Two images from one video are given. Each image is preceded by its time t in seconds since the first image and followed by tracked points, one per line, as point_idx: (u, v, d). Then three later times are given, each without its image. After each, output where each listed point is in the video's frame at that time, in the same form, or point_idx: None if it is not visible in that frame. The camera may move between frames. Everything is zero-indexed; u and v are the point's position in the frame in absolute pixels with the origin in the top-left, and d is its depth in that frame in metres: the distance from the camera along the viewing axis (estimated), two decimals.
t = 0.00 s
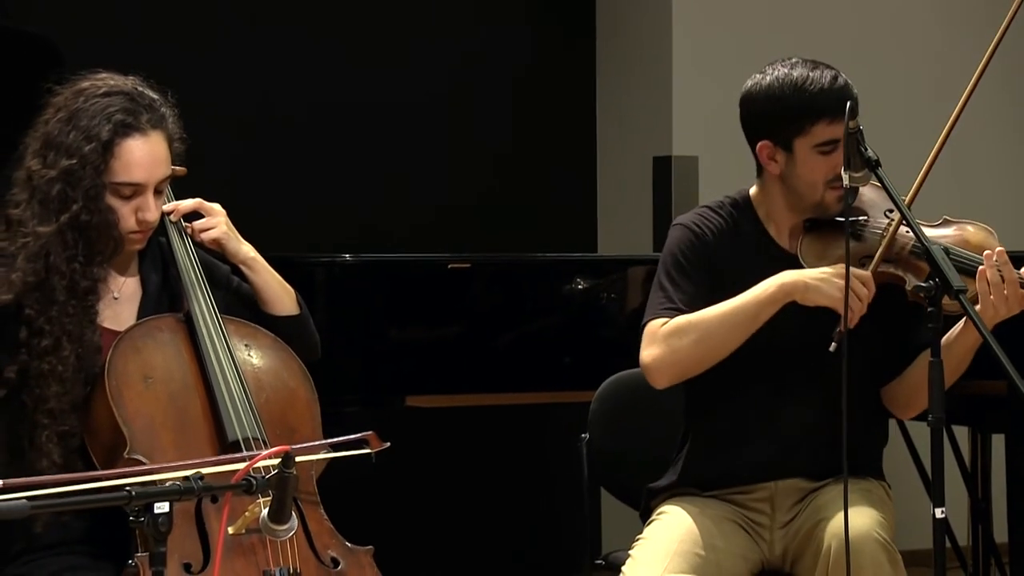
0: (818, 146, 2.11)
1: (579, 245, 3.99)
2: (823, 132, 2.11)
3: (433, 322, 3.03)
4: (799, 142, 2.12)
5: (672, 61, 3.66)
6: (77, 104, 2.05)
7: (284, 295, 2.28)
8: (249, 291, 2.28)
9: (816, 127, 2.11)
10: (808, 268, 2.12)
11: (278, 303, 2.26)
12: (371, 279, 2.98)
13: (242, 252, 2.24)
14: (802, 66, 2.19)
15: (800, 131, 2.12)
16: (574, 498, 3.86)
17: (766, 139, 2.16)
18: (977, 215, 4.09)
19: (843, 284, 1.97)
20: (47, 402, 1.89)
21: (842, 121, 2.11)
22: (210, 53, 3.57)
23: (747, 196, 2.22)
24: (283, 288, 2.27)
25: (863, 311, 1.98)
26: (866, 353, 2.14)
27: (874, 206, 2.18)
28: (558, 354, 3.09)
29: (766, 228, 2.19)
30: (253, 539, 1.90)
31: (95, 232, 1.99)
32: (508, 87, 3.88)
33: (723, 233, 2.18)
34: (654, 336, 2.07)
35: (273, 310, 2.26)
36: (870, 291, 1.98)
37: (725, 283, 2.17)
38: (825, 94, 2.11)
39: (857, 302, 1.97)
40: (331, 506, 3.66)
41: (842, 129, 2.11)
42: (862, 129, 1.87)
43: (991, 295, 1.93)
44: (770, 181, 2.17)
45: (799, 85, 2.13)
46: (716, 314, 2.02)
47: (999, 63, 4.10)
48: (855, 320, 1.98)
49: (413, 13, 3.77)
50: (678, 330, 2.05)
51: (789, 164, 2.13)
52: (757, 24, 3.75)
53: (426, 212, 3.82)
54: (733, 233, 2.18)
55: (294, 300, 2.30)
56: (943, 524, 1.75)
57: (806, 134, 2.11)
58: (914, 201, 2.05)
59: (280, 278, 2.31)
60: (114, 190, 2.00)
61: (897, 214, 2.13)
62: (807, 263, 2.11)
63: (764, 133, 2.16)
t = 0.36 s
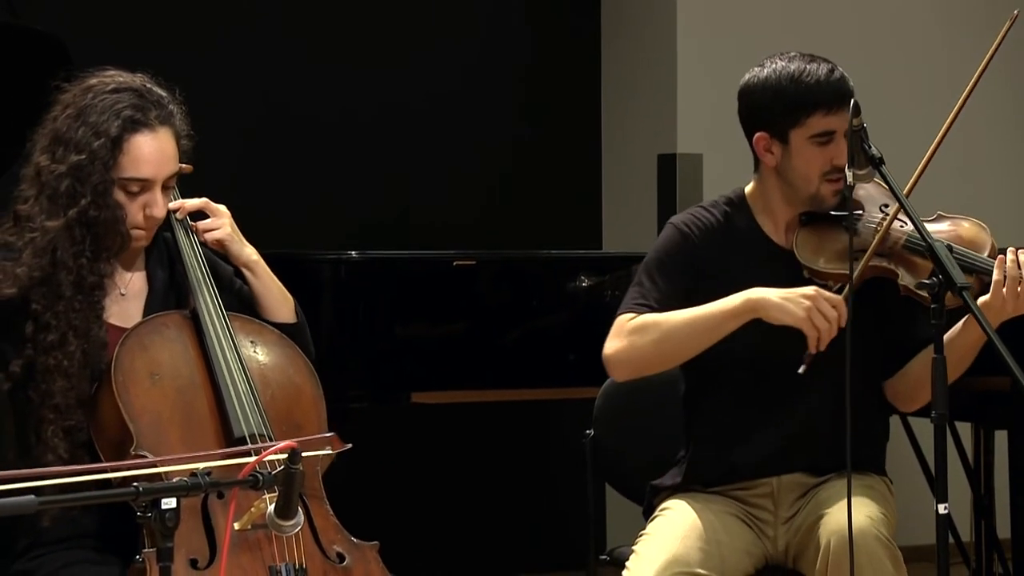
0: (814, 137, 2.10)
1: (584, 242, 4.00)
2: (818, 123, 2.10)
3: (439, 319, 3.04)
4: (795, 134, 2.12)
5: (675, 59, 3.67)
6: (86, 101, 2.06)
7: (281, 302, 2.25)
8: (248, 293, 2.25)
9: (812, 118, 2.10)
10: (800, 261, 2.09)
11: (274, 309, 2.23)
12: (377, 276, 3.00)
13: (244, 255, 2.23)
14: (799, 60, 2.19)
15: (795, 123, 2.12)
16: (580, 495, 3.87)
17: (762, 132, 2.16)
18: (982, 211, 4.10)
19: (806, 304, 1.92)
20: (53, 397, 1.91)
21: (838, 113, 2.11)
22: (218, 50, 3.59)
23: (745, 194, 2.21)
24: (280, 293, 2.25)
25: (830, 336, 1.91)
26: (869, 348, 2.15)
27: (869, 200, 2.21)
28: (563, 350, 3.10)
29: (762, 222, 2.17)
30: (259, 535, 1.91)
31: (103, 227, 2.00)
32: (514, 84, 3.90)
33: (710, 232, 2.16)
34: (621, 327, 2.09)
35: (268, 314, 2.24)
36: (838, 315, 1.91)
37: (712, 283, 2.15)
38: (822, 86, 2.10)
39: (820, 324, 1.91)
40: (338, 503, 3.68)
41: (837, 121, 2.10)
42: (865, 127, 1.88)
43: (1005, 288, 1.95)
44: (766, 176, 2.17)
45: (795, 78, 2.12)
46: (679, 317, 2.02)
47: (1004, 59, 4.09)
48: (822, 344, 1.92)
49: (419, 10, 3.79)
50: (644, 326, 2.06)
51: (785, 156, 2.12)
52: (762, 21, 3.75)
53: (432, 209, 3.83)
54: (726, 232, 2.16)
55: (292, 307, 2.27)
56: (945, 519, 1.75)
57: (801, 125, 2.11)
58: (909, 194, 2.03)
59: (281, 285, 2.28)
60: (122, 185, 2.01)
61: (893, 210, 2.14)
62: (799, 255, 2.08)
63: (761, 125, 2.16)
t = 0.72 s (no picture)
0: (790, 131, 2.13)
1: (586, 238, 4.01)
2: (794, 117, 2.13)
3: (441, 315, 3.06)
4: (772, 129, 2.15)
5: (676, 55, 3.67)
6: (87, 96, 2.07)
7: (278, 299, 2.25)
8: (248, 292, 2.25)
9: (788, 112, 2.14)
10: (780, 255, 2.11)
11: (272, 307, 2.23)
12: (379, 273, 3.01)
13: (246, 252, 2.23)
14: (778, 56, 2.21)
15: (772, 117, 2.15)
16: (582, 490, 3.89)
17: (740, 126, 2.19)
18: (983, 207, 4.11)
19: (753, 322, 1.91)
20: (56, 392, 1.92)
21: (813, 108, 2.13)
22: (221, 47, 3.60)
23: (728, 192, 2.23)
24: (279, 292, 2.25)
25: (780, 356, 1.90)
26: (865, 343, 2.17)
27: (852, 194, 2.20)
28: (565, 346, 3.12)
29: (743, 217, 2.19)
30: (261, 530, 1.92)
31: (105, 221, 2.01)
32: (516, 79, 3.91)
33: (689, 232, 2.19)
34: (584, 323, 2.16)
35: (266, 312, 2.23)
36: (787, 333, 1.89)
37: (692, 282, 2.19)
38: (797, 80, 2.13)
39: (768, 341, 1.89)
40: (342, 498, 3.70)
41: (813, 115, 2.13)
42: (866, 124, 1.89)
43: (982, 279, 1.95)
44: (745, 171, 2.20)
45: (771, 72, 2.16)
46: (636, 322, 2.08)
47: (1006, 54, 4.09)
48: (773, 362, 1.90)
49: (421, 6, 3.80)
50: (604, 325, 2.12)
51: (763, 150, 2.15)
52: (763, 17, 3.77)
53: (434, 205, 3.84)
54: (706, 232, 2.18)
55: (289, 307, 2.27)
56: (945, 514, 1.76)
57: (778, 120, 2.14)
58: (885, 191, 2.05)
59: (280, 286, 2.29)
60: (124, 180, 2.02)
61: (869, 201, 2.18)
62: (779, 248, 2.11)
63: (739, 120, 2.20)
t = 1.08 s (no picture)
0: (762, 128, 2.19)
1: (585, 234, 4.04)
2: (765, 114, 2.19)
3: (441, 310, 3.07)
4: (745, 126, 2.21)
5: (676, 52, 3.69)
6: (94, 93, 2.09)
7: (284, 294, 2.26)
8: (252, 287, 2.27)
9: (759, 110, 2.20)
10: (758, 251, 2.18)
11: (276, 302, 2.24)
12: (378, 269, 3.02)
13: (250, 245, 2.24)
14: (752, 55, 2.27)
15: (744, 115, 2.21)
16: (580, 484, 3.92)
17: (715, 125, 2.26)
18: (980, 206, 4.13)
19: (700, 344, 1.96)
20: (61, 386, 1.94)
21: (784, 104, 2.19)
22: (222, 45, 3.60)
23: (709, 191, 2.29)
24: (285, 288, 2.26)
25: (730, 377, 1.94)
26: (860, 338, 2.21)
27: (826, 189, 2.28)
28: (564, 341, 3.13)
29: (723, 215, 2.25)
30: (263, 524, 1.93)
31: (110, 218, 2.03)
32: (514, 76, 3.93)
33: (665, 230, 2.25)
34: (553, 321, 2.26)
35: (271, 306, 2.25)
36: (735, 353, 1.94)
37: (668, 282, 2.25)
38: (767, 77, 2.19)
39: (716, 360, 1.94)
40: (342, 494, 3.71)
41: (784, 111, 2.19)
42: (863, 121, 1.90)
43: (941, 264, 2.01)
44: (722, 169, 2.26)
45: (742, 71, 2.22)
46: (600, 331, 2.17)
47: (1000, 51, 4.13)
48: (722, 383, 1.94)
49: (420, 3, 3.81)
50: (572, 327, 2.22)
51: (736, 148, 2.21)
52: (760, 14, 3.79)
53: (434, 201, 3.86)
54: (684, 231, 2.25)
55: (295, 303, 2.28)
56: (941, 509, 1.78)
57: (750, 118, 2.21)
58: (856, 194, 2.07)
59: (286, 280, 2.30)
60: (130, 176, 2.04)
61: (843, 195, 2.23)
62: (756, 244, 2.17)
63: (713, 119, 2.27)
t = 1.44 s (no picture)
0: (743, 130, 2.21)
1: (584, 232, 4.06)
2: (746, 117, 2.21)
3: (442, 308, 3.09)
4: (727, 129, 2.23)
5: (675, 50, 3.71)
6: (111, 90, 2.10)
7: (289, 292, 2.28)
8: (258, 286, 2.28)
9: (740, 112, 2.22)
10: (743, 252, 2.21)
11: (282, 300, 2.27)
12: (379, 267, 3.04)
13: (257, 243, 2.25)
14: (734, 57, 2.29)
15: (726, 118, 2.23)
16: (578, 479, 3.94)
17: (698, 127, 2.28)
18: (976, 205, 4.15)
19: (661, 375, 1.97)
20: (71, 380, 1.95)
21: (765, 106, 2.21)
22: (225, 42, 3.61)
23: (697, 193, 2.31)
24: (290, 286, 2.28)
25: (692, 409, 1.95)
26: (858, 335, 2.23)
27: (808, 189, 2.31)
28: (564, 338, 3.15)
29: (709, 216, 2.27)
30: (268, 520, 1.90)
31: (124, 215, 2.03)
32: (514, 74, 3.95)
33: (651, 233, 2.27)
34: (536, 325, 2.29)
35: (277, 304, 2.27)
36: (696, 384, 1.95)
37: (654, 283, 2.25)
38: (747, 80, 2.21)
39: (676, 391, 1.95)
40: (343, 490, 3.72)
41: (764, 113, 2.21)
42: (861, 120, 1.92)
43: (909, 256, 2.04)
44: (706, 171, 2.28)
45: (723, 74, 2.24)
46: (574, 348, 2.19)
47: (999, 51, 4.16)
48: (683, 416, 1.96)
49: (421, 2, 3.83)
50: (553, 336, 2.24)
51: (719, 150, 2.24)
52: (759, 12, 3.81)
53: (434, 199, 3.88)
54: (674, 232, 2.27)
55: (301, 301, 2.29)
56: (940, 505, 1.80)
57: (731, 120, 2.23)
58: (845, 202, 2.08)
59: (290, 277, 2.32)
60: (143, 174, 2.05)
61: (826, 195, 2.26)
62: (741, 246, 2.20)
63: (698, 121, 2.29)
